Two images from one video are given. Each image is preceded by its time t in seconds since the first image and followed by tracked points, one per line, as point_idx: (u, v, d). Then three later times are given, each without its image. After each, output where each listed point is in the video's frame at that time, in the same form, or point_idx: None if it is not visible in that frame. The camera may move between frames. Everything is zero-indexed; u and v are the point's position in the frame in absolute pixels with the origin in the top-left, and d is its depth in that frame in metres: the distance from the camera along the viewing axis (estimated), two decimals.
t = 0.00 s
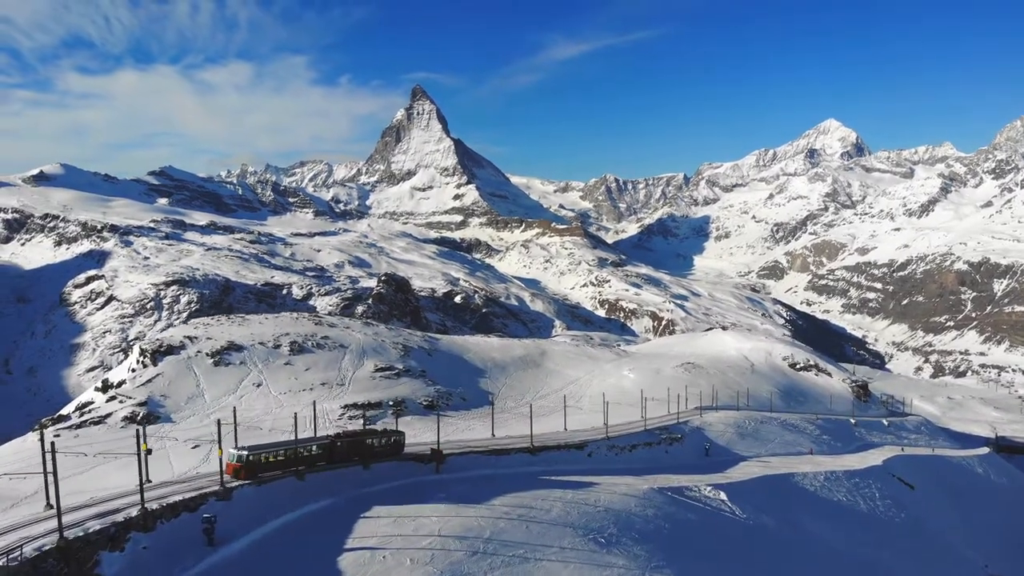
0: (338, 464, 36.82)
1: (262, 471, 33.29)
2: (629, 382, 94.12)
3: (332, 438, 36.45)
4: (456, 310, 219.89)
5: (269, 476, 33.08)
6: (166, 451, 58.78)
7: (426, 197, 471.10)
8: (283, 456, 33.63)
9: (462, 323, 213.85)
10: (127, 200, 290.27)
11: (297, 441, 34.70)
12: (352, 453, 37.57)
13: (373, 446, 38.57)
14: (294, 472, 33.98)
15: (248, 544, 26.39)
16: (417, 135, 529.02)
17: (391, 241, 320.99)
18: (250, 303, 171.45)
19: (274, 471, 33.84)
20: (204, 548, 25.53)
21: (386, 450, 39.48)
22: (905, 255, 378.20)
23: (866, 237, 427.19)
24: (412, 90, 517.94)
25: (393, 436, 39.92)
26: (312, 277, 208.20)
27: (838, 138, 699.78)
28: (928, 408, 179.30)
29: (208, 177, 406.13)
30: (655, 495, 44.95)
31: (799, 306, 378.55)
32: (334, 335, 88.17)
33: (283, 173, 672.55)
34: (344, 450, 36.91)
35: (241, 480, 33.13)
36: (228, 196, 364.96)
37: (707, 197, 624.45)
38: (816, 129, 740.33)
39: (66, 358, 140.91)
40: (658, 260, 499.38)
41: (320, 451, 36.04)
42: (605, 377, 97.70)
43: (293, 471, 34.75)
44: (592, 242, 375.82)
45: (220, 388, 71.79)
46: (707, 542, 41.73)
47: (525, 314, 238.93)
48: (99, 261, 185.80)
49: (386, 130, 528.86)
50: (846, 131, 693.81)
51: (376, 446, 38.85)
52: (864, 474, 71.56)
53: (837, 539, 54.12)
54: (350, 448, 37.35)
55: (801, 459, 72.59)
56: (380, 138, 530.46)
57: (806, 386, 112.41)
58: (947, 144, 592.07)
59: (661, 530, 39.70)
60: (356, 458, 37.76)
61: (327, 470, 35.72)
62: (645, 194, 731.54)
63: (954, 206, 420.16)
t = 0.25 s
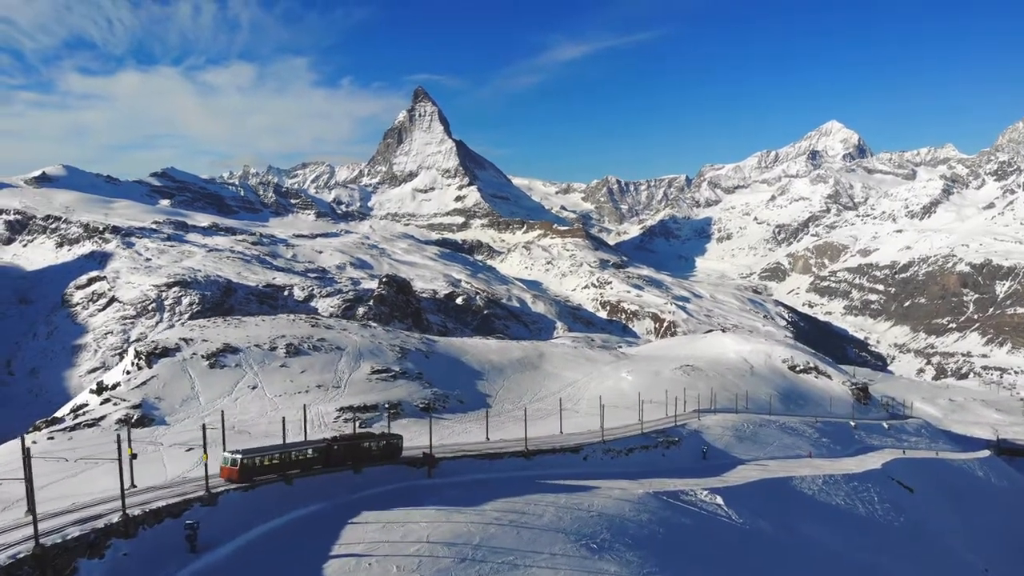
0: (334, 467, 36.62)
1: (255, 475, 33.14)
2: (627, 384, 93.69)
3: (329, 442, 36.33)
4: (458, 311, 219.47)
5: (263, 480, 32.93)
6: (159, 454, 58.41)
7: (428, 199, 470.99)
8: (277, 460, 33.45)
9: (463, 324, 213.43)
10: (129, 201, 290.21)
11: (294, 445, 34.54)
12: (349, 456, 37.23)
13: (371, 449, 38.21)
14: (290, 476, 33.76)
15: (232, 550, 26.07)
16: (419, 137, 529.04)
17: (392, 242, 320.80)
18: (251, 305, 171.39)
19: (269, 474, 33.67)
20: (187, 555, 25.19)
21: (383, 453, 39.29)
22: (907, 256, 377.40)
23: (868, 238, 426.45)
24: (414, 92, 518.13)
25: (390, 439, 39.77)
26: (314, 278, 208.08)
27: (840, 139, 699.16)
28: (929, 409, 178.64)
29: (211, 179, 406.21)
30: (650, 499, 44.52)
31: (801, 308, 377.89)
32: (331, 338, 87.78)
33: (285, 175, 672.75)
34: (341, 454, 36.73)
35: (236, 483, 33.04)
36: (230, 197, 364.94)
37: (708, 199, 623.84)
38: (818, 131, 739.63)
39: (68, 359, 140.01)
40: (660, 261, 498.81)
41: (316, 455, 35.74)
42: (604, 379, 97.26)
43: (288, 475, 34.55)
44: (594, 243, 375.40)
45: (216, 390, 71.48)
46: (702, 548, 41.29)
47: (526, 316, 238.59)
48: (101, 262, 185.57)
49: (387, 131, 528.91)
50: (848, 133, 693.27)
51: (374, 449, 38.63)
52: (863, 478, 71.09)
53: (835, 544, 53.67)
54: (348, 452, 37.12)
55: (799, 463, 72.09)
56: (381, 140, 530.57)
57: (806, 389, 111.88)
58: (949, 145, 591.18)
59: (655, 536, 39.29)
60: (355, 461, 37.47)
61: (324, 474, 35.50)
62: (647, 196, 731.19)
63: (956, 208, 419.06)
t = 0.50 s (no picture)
0: (334, 468, 37.23)
1: (252, 477, 33.81)
2: (628, 386, 93.24)
3: (328, 443, 37.14)
4: (461, 312, 219.19)
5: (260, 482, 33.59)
6: (157, 455, 58.38)
7: (432, 199, 471.10)
8: (272, 461, 34.09)
9: (467, 325, 213.25)
10: (133, 202, 290.54)
11: (291, 448, 35.24)
12: (347, 460, 37.82)
13: (370, 451, 38.76)
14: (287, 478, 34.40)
15: (219, 554, 25.79)
16: (423, 138, 529.20)
17: (396, 243, 320.83)
18: (255, 305, 171.53)
19: (266, 476, 34.39)
20: (173, 559, 24.91)
21: (383, 455, 39.72)
22: (911, 258, 376.13)
23: (872, 239, 425.31)
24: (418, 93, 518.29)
25: (390, 441, 40.20)
26: (318, 279, 208.01)
27: (844, 140, 697.75)
28: (933, 411, 177.88)
29: (215, 179, 406.61)
30: (647, 503, 44.21)
31: (805, 309, 376.95)
32: (330, 338, 87.49)
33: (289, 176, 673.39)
34: (340, 455, 37.44)
35: (234, 486, 33.68)
36: (235, 198, 365.24)
37: (713, 200, 622.41)
38: (823, 132, 738.04)
39: (72, 359, 140.28)
40: (664, 262, 497.85)
41: (315, 456, 36.57)
42: (604, 380, 96.85)
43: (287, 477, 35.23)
44: (598, 244, 375.04)
45: (214, 391, 71.36)
46: (700, 552, 40.95)
47: (530, 317, 238.31)
48: (105, 262, 185.57)
49: (391, 132, 529.24)
50: (852, 134, 691.79)
51: (374, 450, 39.13)
52: (864, 481, 70.55)
53: (835, 548, 53.19)
54: (347, 454, 37.82)
55: (800, 465, 71.59)
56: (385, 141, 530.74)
57: (808, 391, 111.23)
58: (954, 146, 589.20)
59: (651, 540, 38.91)
60: (353, 464, 38.09)
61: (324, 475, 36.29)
62: (651, 197, 730.40)
63: (961, 209, 417.36)
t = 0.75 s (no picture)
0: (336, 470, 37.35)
1: (253, 478, 33.89)
2: (632, 388, 92.73)
3: (331, 445, 37.24)
4: (469, 312, 219.12)
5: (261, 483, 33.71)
6: (159, 456, 58.55)
7: (439, 200, 471.43)
8: (275, 463, 34.27)
9: (474, 326, 213.03)
10: (143, 202, 291.95)
11: (293, 450, 35.30)
12: (349, 462, 37.84)
13: (372, 453, 38.86)
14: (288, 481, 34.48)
15: (211, 558, 25.66)
16: (430, 139, 529.70)
17: (404, 244, 321.17)
18: (263, 306, 171.98)
19: (268, 477, 34.51)
20: (164, 563, 24.79)
21: (386, 458, 39.75)
22: (920, 259, 373.58)
23: (881, 241, 422.77)
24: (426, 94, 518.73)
25: (393, 444, 40.30)
26: (326, 279, 208.41)
27: (853, 141, 693.98)
28: (942, 413, 176.42)
29: (224, 180, 408.44)
30: (648, 507, 43.77)
31: (814, 310, 375.12)
32: (333, 339, 87.31)
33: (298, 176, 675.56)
34: (343, 457, 37.55)
35: (236, 487, 33.76)
36: (244, 198, 366.70)
37: (721, 201, 620.45)
38: (832, 132, 734.31)
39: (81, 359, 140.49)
40: (672, 263, 496.58)
41: (318, 458, 36.69)
42: (609, 382, 96.36)
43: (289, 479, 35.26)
44: (605, 245, 374.31)
45: (216, 392, 71.39)
46: (701, 557, 40.52)
47: (537, 318, 237.91)
48: (114, 263, 186.50)
49: (399, 133, 530.32)
50: (861, 134, 688.01)
51: (376, 453, 39.23)
52: (870, 484, 69.93)
53: (839, 552, 52.68)
54: (350, 455, 37.85)
55: (805, 468, 70.95)
56: (393, 142, 531.84)
57: (815, 393, 110.43)
58: (964, 147, 585.13)
59: (652, 544, 38.56)
60: (355, 465, 38.12)
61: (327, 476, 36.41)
62: (659, 198, 728.74)
63: (971, 210, 414.22)
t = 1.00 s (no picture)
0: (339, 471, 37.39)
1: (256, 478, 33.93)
2: (635, 390, 92.18)
3: (333, 446, 37.20)
4: (476, 313, 219.01)
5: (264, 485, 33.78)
6: (162, 456, 58.73)
7: (447, 201, 471.67)
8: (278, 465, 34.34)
9: (481, 327, 212.84)
10: (152, 203, 293.16)
11: (295, 451, 35.27)
12: (351, 465, 37.82)
13: (375, 455, 38.89)
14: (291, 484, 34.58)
15: (201, 561, 25.54)
16: (438, 140, 530.06)
17: (411, 245, 321.31)
18: (271, 306, 172.43)
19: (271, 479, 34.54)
20: (153, 566, 24.68)
21: (390, 459, 39.61)
22: (930, 261, 371.11)
23: (891, 242, 420.34)
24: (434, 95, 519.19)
25: (397, 445, 40.15)
26: (333, 280, 208.67)
27: (862, 142, 690.40)
28: (950, 416, 175.11)
29: (233, 182, 409.81)
30: (648, 510, 43.36)
31: (822, 312, 373.24)
32: (336, 340, 87.07)
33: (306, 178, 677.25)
34: (346, 458, 37.52)
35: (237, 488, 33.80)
36: (252, 199, 367.82)
37: (729, 202, 618.38)
38: (841, 133, 731.07)
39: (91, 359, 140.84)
40: (680, 264, 495.17)
41: (321, 459, 36.71)
42: (613, 384, 95.87)
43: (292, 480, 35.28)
44: (612, 246, 373.64)
45: (219, 392, 71.44)
46: (701, 561, 40.09)
47: (544, 318, 237.61)
48: (124, 263, 187.17)
49: (407, 135, 531.11)
50: (870, 135, 684.48)
51: (379, 454, 39.18)
52: (875, 488, 69.31)
53: (842, 556, 52.16)
54: (353, 457, 37.81)
55: (809, 471, 70.33)
56: (401, 143, 532.72)
57: (821, 395, 109.55)
58: (974, 148, 581.29)
59: (650, 548, 38.23)
60: (358, 467, 38.07)
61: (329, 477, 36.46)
62: (667, 199, 727.04)
63: (981, 211, 411.40)
